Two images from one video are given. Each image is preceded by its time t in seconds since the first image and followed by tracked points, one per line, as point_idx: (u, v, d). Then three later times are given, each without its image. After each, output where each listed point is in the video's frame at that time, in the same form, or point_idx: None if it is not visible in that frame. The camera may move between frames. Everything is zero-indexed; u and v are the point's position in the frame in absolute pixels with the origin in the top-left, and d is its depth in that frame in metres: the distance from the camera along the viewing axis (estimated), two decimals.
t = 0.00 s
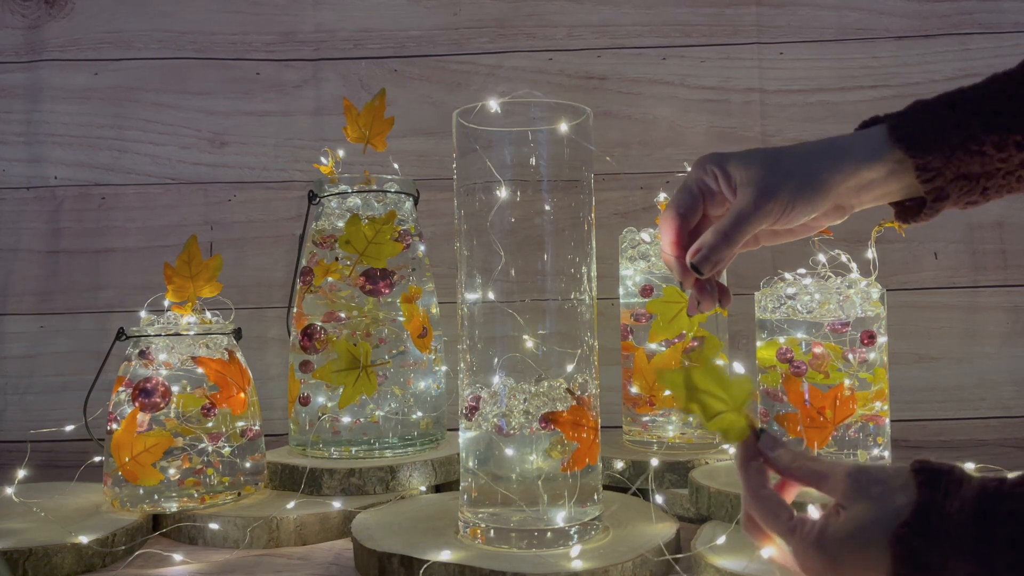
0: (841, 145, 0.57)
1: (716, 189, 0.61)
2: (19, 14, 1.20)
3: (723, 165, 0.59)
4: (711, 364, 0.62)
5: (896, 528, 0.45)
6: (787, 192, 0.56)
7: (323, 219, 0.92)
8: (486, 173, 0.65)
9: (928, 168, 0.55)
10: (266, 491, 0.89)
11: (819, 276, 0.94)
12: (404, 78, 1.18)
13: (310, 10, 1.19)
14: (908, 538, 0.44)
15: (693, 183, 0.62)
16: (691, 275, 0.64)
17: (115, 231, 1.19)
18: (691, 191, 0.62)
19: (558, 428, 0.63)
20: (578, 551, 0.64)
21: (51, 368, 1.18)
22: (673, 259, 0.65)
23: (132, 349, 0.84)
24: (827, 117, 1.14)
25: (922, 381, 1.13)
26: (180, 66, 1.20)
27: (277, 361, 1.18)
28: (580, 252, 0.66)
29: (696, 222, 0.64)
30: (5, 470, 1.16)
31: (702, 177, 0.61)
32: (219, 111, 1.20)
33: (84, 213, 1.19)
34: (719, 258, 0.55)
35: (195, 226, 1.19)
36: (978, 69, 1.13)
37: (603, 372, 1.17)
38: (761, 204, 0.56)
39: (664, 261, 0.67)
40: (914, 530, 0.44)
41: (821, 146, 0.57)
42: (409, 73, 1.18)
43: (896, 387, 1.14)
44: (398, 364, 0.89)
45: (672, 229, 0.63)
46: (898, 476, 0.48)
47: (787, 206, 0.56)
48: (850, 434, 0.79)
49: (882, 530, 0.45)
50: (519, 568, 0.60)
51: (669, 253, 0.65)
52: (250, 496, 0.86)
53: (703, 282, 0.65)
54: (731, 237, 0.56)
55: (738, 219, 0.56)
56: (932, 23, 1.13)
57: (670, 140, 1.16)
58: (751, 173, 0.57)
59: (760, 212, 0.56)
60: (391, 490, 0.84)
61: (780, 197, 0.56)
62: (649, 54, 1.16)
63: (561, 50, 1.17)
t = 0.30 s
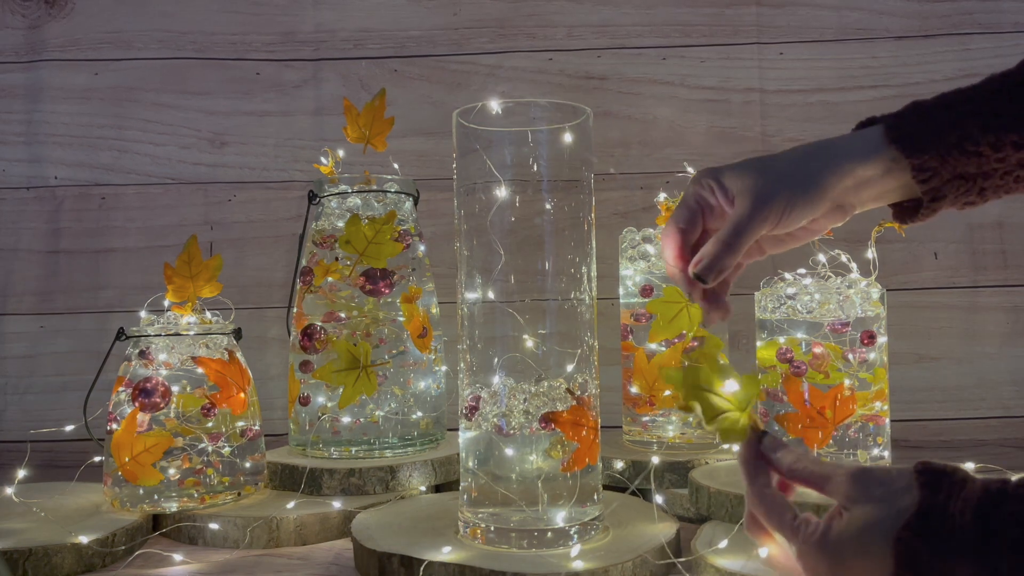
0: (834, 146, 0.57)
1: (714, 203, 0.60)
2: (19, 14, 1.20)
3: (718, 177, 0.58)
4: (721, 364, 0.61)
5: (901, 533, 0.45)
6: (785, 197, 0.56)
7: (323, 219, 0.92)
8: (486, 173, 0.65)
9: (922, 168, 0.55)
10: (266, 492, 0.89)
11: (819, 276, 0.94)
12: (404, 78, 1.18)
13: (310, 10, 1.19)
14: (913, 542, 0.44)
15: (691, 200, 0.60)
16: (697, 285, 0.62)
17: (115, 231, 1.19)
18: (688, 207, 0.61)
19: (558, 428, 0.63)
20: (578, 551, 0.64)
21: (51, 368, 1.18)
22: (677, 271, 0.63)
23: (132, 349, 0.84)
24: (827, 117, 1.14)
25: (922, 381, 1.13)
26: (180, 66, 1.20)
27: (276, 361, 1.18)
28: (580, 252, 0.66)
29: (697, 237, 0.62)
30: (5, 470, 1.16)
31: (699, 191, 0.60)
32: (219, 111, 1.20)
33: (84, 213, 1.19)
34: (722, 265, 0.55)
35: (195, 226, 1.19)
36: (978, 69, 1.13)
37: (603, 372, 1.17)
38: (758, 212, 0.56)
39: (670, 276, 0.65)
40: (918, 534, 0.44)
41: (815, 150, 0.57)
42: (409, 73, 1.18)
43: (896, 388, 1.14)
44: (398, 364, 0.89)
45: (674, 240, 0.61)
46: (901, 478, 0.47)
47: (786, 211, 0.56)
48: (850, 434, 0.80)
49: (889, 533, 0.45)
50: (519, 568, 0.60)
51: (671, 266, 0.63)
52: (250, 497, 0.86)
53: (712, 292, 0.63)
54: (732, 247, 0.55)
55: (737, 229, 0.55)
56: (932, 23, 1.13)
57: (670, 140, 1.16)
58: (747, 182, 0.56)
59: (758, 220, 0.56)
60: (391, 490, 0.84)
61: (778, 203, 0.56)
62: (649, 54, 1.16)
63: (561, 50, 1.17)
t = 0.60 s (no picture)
0: (846, 155, 0.53)
1: (722, 217, 0.58)
2: (19, 14, 1.20)
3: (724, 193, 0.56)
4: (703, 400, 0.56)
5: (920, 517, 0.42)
6: (799, 210, 0.53)
7: (323, 219, 0.92)
8: (486, 173, 0.65)
9: (937, 174, 0.51)
10: (266, 492, 0.89)
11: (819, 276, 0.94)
12: (404, 78, 1.18)
13: (310, 11, 1.19)
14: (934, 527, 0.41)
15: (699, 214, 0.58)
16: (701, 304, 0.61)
17: (115, 231, 1.19)
18: (695, 222, 0.59)
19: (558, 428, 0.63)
20: (578, 551, 0.64)
21: (52, 368, 1.18)
22: (681, 290, 0.62)
23: (132, 349, 0.84)
24: (827, 117, 1.14)
25: (922, 381, 1.13)
26: (180, 66, 1.20)
27: (277, 361, 1.18)
28: (580, 252, 0.66)
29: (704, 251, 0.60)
30: (5, 470, 1.16)
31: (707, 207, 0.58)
32: (219, 111, 1.20)
33: (84, 213, 1.19)
34: (733, 279, 0.54)
35: (195, 226, 1.19)
36: (978, 69, 1.13)
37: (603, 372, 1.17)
38: (770, 228, 0.53)
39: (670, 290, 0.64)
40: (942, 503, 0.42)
41: (831, 157, 0.53)
42: (409, 73, 1.18)
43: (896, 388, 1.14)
44: (398, 364, 0.89)
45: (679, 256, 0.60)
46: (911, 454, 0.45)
47: (801, 224, 0.54)
48: (850, 433, 0.79)
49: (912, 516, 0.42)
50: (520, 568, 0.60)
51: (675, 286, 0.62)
52: (250, 497, 0.86)
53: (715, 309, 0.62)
54: (742, 263, 0.54)
55: (748, 246, 0.54)
56: (932, 23, 1.13)
57: (670, 140, 1.16)
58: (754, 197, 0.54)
59: (770, 236, 0.54)
60: (391, 490, 0.84)
61: (793, 218, 0.53)
62: (649, 54, 1.16)
63: (560, 50, 1.17)
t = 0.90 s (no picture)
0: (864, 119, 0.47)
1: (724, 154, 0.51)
2: (18, 14, 1.20)
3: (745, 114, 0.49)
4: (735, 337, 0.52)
5: (920, 489, 0.40)
6: (808, 164, 0.47)
7: (322, 219, 0.92)
8: (487, 173, 0.65)
9: (949, 150, 0.46)
10: (266, 491, 0.89)
11: (819, 276, 0.94)
12: (403, 78, 1.18)
13: (310, 11, 1.19)
14: (933, 503, 0.40)
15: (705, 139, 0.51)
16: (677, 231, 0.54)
17: (114, 231, 1.19)
18: (706, 133, 0.51)
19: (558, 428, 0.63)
20: (578, 551, 0.64)
21: (51, 369, 1.18)
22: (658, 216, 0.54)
23: (132, 349, 0.84)
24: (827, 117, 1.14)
25: (922, 381, 1.13)
26: (180, 66, 1.20)
27: (277, 361, 1.18)
28: (580, 252, 0.66)
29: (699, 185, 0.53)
30: (5, 470, 1.16)
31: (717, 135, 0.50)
32: (219, 111, 1.20)
33: (84, 213, 1.19)
34: (735, 210, 0.47)
35: (195, 226, 1.19)
36: (978, 69, 1.13)
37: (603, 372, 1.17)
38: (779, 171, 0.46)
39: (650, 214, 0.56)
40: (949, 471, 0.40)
41: (849, 117, 0.47)
42: (409, 73, 1.18)
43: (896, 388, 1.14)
44: (398, 364, 0.89)
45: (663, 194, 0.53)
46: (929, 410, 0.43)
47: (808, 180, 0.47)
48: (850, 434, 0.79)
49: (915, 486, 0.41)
50: (520, 568, 0.60)
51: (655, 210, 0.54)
52: (250, 496, 0.86)
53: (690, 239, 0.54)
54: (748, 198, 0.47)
55: (757, 179, 0.46)
56: (932, 23, 1.13)
57: (670, 140, 1.16)
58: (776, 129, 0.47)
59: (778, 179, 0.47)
60: (391, 489, 0.84)
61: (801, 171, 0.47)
62: (648, 54, 1.16)
63: (560, 50, 1.17)
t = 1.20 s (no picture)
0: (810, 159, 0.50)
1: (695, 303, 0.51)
2: (19, 14, 1.20)
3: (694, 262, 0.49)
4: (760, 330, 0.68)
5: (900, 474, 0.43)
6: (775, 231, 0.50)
7: (323, 218, 0.92)
8: (487, 173, 0.65)
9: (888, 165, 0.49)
10: (266, 491, 0.89)
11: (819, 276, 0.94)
12: (404, 78, 1.18)
13: (310, 11, 1.19)
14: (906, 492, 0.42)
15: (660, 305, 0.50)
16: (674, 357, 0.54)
17: (115, 231, 1.19)
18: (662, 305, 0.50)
19: (558, 428, 0.63)
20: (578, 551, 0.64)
21: (52, 369, 1.19)
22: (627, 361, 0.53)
23: (132, 349, 0.84)
24: (827, 117, 1.14)
25: (922, 381, 1.13)
26: (180, 66, 1.20)
27: (277, 361, 1.18)
28: (580, 252, 0.66)
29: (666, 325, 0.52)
30: (5, 470, 1.16)
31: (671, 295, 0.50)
32: (219, 111, 1.20)
33: (84, 213, 1.19)
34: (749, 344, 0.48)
35: (195, 226, 1.19)
36: (978, 69, 1.13)
37: (603, 372, 1.17)
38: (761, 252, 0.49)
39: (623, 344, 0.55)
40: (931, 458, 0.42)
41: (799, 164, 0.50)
42: (409, 73, 1.18)
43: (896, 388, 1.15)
44: (398, 364, 0.89)
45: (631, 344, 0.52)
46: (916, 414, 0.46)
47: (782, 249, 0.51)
48: (850, 434, 0.79)
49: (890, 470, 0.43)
50: (519, 568, 0.60)
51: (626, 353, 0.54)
52: (250, 496, 0.86)
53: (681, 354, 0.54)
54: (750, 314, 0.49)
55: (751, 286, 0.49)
56: (932, 23, 1.13)
57: (669, 140, 1.16)
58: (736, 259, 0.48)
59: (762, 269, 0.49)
60: (391, 489, 0.85)
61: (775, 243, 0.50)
62: (648, 54, 1.16)
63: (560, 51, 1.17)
